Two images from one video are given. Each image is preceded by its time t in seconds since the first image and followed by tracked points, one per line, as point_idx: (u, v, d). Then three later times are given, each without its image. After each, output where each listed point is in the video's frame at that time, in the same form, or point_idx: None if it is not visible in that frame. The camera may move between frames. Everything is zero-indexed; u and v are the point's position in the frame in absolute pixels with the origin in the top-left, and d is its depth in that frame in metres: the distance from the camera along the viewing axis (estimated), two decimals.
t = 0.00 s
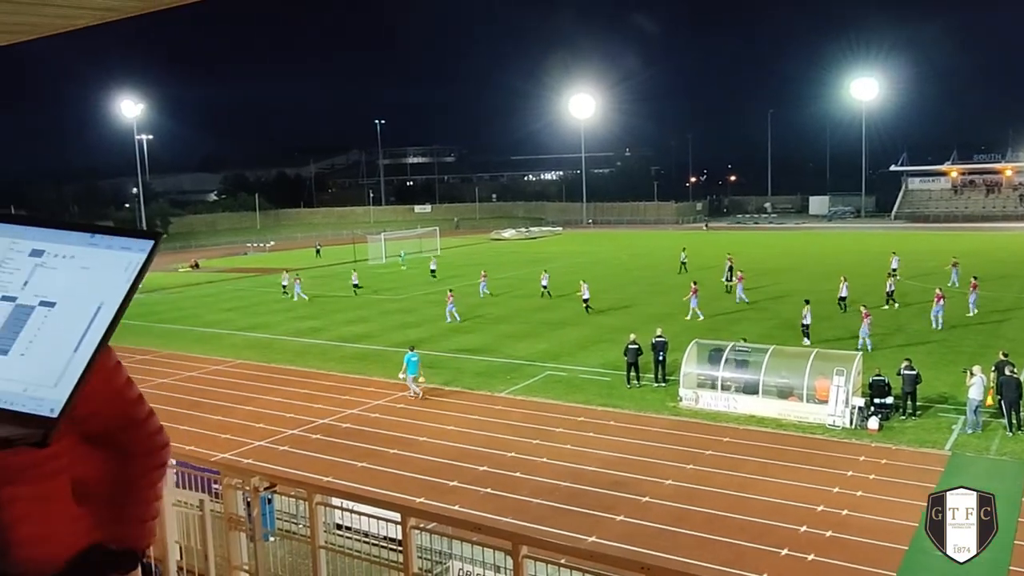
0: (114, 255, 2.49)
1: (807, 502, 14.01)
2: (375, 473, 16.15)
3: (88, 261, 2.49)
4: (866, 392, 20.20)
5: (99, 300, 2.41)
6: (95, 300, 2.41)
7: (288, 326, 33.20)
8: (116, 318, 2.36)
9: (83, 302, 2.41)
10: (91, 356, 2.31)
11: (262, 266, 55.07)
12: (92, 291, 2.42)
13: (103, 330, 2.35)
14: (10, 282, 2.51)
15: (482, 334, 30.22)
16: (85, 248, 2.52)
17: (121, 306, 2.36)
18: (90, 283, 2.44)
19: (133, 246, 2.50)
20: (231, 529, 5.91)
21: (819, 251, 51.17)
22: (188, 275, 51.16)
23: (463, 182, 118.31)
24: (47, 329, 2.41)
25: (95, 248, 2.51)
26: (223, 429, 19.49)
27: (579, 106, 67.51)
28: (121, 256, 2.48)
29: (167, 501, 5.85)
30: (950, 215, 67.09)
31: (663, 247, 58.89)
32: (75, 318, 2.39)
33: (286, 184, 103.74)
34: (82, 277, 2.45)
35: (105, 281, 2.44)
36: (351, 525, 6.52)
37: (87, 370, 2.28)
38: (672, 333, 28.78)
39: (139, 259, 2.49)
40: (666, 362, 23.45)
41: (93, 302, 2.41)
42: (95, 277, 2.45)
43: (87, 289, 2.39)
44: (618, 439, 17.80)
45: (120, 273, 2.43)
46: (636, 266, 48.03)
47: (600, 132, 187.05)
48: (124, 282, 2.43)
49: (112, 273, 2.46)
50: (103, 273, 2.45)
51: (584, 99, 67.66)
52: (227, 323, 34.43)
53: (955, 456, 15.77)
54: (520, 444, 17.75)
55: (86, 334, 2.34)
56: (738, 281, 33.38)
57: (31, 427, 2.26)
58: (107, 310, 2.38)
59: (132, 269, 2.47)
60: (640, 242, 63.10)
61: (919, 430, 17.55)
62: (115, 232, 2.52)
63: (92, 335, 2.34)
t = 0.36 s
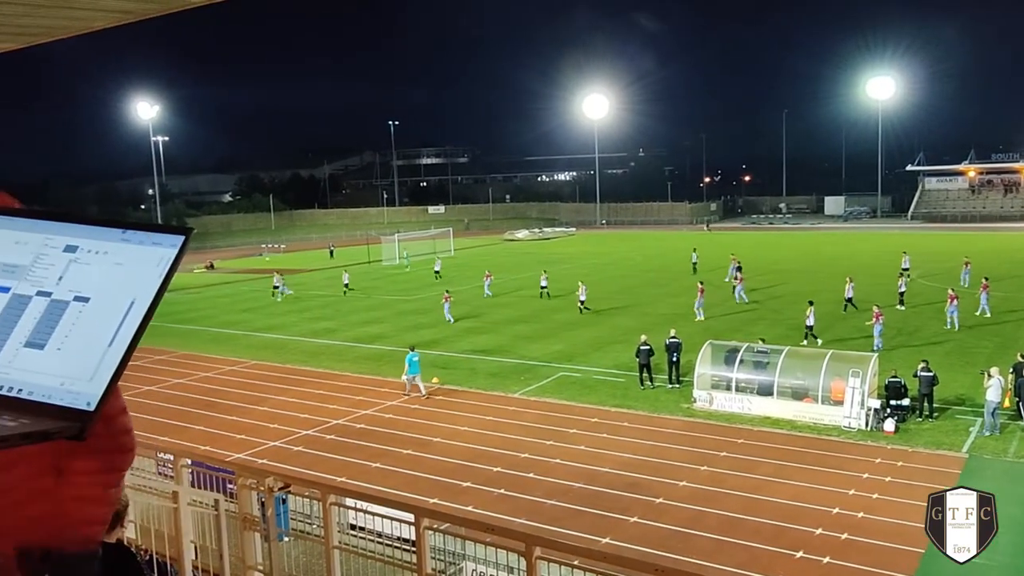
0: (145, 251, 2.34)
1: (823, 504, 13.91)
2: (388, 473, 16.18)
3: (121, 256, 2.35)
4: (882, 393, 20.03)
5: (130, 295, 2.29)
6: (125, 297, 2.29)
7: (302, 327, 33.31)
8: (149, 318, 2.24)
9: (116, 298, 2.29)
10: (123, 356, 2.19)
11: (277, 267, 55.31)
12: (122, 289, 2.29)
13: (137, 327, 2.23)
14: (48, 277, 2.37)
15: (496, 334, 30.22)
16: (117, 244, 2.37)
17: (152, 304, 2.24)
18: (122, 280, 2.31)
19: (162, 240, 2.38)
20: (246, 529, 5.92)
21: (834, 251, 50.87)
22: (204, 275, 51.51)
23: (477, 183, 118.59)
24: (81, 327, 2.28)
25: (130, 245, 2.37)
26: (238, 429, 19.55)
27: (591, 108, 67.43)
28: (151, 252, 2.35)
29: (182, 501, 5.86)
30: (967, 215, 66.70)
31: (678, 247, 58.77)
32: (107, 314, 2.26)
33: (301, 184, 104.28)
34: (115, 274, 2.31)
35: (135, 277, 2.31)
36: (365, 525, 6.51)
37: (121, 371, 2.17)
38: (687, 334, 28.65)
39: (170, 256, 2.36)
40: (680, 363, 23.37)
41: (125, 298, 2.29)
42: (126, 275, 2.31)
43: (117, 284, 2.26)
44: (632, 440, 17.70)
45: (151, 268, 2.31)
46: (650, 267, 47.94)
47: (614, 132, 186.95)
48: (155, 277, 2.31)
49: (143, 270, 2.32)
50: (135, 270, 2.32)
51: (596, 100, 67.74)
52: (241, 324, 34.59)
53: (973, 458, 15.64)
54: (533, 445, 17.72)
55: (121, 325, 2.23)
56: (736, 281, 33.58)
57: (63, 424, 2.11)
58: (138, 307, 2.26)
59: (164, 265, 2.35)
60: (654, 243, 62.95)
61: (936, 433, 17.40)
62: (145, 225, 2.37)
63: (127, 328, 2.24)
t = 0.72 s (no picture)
0: (157, 257, 2.60)
1: (824, 504, 13.88)
2: (388, 473, 16.18)
3: (134, 262, 2.60)
4: (883, 393, 20.00)
5: (145, 300, 2.53)
6: (141, 302, 2.54)
7: (302, 327, 33.31)
8: (161, 323, 2.48)
9: (129, 302, 2.53)
10: (138, 356, 2.42)
11: (277, 267, 55.32)
12: (136, 293, 2.53)
13: (150, 329, 2.47)
14: (61, 282, 2.58)
15: (496, 334, 30.22)
16: (130, 250, 2.62)
17: (166, 308, 2.50)
18: (134, 283, 2.55)
19: (175, 248, 2.62)
20: (245, 529, 5.88)
21: (835, 251, 50.87)
22: (203, 276, 51.53)
23: (478, 183, 118.66)
24: (95, 331, 2.50)
25: (141, 249, 2.62)
26: (237, 429, 19.57)
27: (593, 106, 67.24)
28: (164, 257, 2.60)
29: (182, 501, 5.80)
30: (969, 214, 66.75)
31: (679, 247, 58.84)
32: (121, 317, 2.50)
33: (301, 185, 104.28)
34: (129, 278, 2.56)
35: (149, 283, 2.56)
36: (366, 526, 6.47)
37: (136, 370, 2.41)
38: (687, 334, 28.65)
39: (183, 262, 2.61)
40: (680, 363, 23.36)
41: (139, 302, 2.53)
42: (139, 278, 2.56)
43: (132, 289, 2.50)
44: (632, 440, 17.71)
45: (166, 273, 2.56)
46: (650, 267, 47.95)
47: (615, 131, 186.81)
48: (168, 284, 2.56)
49: (157, 275, 2.58)
50: (147, 274, 2.57)
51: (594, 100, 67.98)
52: (242, 324, 34.60)
53: (974, 458, 15.63)
54: (534, 445, 17.70)
55: (136, 331, 2.47)
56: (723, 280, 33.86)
57: (75, 423, 2.31)
58: (152, 311, 2.51)
59: (176, 270, 2.61)
60: (655, 243, 62.96)
61: (938, 433, 17.37)
62: (159, 234, 2.63)
63: (141, 331, 2.47)
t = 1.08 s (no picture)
0: (152, 257, 2.73)
1: (815, 504, 13.90)
2: (378, 474, 16.12)
3: (129, 262, 2.74)
4: (873, 394, 20.05)
5: (140, 300, 2.67)
6: (136, 302, 2.68)
7: (292, 328, 33.20)
8: (153, 323, 2.62)
9: (124, 302, 2.68)
10: (132, 359, 2.56)
11: (267, 269, 55.14)
12: (132, 293, 2.68)
13: (143, 330, 2.61)
14: (57, 282, 2.76)
15: (487, 335, 30.20)
16: (126, 251, 2.76)
17: (159, 309, 2.63)
18: (129, 284, 2.69)
19: (169, 249, 2.75)
20: (237, 531, 5.84)
21: (824, 252, 51.11)
22: (193, 276, 51.32)
23: (468, 184, 118.65)
24: (90, 331, 2.67)
25: (136, 250, 2.75)
26: (227, 431, 19.47)
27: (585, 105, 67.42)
28: (160, 259, 2.74)
29: (172, 503, 5.75)
30: (958, 215, 67.14)
31: (670, 248, 58.98)
32: (117, 318, 2.65)
33: (292, 185, 104.05)
34: (124, 279, 2.70)
35: (143, 282, 2.69)
36: (356, 527, 6.45)
37: (128, 372, 2.54)
38: (677, 335, 28.68)
39: (178, 262, 2.73)
40: (670, 364, 23.36)
41: (134, 303, 2.67)
42: (135, 279, 2.70)
43: (129, 290, 2.64)
44: (623, 441, 17.70)
45: (161, 274, 2.70)
46: (640, 267, 48.00)
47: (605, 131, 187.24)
48: (161, 285, 2.69)
49: (151, 275, 2.71)
50: (142, 274, 2.71)
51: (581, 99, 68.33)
52: (232, 325, 34.46)
53: (963, 458, 15.68)
54: (525, 445, 17.67)
55: (130, 332, 2.62)
56: (699, 282, 34.18)
57: (72, 423, 2.48)
58: (147, 311, 2.64)
59: (171, 271, 2.73)
60: (645, 244, 63.05)
61: (927, 432, 17.44)
62: (153, 234, 2.76)
63: (135, 331, 2.62)
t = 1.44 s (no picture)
0: (122, 260, 2.95)
1: (786, 505, 14.00)
2: (351, 479, 16.01)
3: (97, 265, 2.96)
4: (842, 395, 20.25)
5: (109, 305, 2.89)
6: (104, 306, 2.90)
7: (263, 332, 32.88)
8: (122, 326, 2.84)
9: (94, 306, 2.90)
10: (99, 363, 2.78)
11: (237, 272, 54.53)
12: (100, 297, 2.90)
13: (111, 335, 2.83)
14: (20, 286, 3.00)
15: (460, 338, 30.11)
16: (95, 253, 2.99)
17: (128, 312, 2.85)
18: (99, 286, 2.92)
19: (139, 250, 2.96)
20: (206, 537, 5.72)
21: (794, 255, 51.69)
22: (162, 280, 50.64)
23: (442, 186, 118.38)
24: (54, 336, 2.91)
25: (103, 253, 2.98)
26: (197, 435, 19.24)
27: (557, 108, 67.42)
28: (128, 261, 2.94)
29: (140, 510, 5.65)
30: (925, 218, 68.25)
31: (642, 251, 59.31)
32: (86, 321, 2.88)
33: (263, 188, 103.18)
34: (92, 282, 2.92)
35: (111, 285, 2.91)
36: (328, 532, 6.36)
37: (97, 378, 2.76)
38: (649, 337, 28.82)
39: (147, 265, 2.93)
40: (643, 367, 23.46)
41: (103, 307, 2.89)
42: (103, 281, 2.92)
43: (98, 295, 2.87)
44: (596, 443, 17.73)
45: (131, 278, 2.89)
46: (612, 271, 48.22)
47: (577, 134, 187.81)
48: (132, 287, 2.90)
49: (120, 277, 2.92)
50: (110, 277, 2.93)
51: (554, 102, 68.32)
52: (202, 329, 34.02)
53: (931, 458, 15.88)
54: (499, 449, 17.62)
55: (100, 333, 2.84)
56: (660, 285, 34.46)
57: (40, 431, 2.73)
58: (115, 316, 2.86)
59: (140, 273, 2.93)
60: (617, 247, 63.28)
61: (895, 433, 17.65)
62: (122, 238, 2.97)
63: (104, 335, 2.84)
